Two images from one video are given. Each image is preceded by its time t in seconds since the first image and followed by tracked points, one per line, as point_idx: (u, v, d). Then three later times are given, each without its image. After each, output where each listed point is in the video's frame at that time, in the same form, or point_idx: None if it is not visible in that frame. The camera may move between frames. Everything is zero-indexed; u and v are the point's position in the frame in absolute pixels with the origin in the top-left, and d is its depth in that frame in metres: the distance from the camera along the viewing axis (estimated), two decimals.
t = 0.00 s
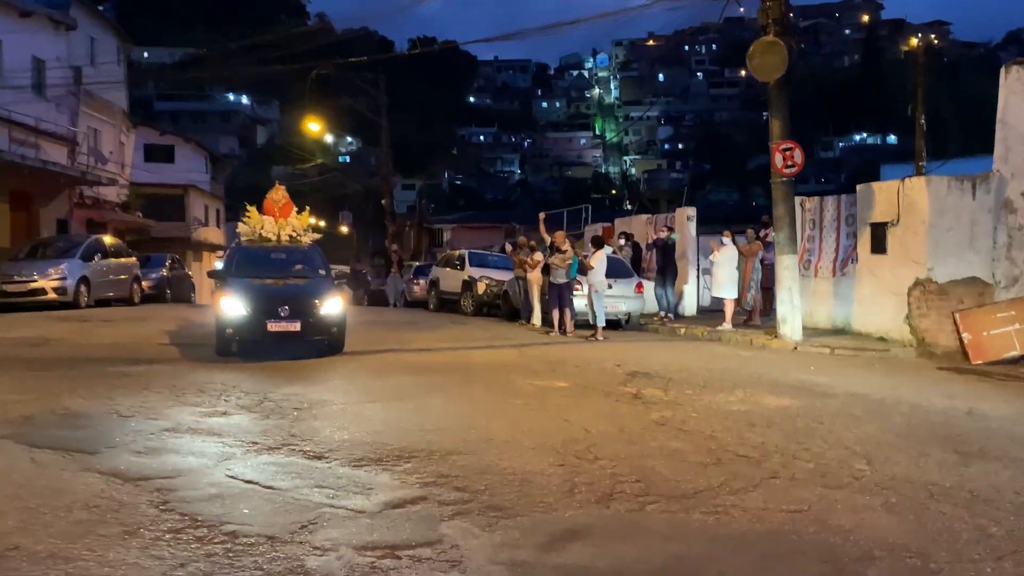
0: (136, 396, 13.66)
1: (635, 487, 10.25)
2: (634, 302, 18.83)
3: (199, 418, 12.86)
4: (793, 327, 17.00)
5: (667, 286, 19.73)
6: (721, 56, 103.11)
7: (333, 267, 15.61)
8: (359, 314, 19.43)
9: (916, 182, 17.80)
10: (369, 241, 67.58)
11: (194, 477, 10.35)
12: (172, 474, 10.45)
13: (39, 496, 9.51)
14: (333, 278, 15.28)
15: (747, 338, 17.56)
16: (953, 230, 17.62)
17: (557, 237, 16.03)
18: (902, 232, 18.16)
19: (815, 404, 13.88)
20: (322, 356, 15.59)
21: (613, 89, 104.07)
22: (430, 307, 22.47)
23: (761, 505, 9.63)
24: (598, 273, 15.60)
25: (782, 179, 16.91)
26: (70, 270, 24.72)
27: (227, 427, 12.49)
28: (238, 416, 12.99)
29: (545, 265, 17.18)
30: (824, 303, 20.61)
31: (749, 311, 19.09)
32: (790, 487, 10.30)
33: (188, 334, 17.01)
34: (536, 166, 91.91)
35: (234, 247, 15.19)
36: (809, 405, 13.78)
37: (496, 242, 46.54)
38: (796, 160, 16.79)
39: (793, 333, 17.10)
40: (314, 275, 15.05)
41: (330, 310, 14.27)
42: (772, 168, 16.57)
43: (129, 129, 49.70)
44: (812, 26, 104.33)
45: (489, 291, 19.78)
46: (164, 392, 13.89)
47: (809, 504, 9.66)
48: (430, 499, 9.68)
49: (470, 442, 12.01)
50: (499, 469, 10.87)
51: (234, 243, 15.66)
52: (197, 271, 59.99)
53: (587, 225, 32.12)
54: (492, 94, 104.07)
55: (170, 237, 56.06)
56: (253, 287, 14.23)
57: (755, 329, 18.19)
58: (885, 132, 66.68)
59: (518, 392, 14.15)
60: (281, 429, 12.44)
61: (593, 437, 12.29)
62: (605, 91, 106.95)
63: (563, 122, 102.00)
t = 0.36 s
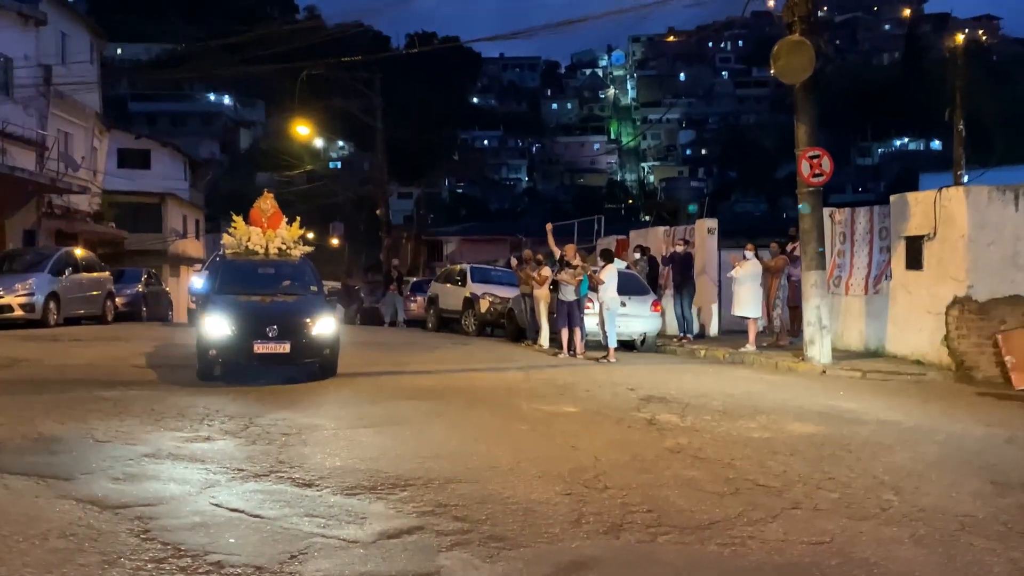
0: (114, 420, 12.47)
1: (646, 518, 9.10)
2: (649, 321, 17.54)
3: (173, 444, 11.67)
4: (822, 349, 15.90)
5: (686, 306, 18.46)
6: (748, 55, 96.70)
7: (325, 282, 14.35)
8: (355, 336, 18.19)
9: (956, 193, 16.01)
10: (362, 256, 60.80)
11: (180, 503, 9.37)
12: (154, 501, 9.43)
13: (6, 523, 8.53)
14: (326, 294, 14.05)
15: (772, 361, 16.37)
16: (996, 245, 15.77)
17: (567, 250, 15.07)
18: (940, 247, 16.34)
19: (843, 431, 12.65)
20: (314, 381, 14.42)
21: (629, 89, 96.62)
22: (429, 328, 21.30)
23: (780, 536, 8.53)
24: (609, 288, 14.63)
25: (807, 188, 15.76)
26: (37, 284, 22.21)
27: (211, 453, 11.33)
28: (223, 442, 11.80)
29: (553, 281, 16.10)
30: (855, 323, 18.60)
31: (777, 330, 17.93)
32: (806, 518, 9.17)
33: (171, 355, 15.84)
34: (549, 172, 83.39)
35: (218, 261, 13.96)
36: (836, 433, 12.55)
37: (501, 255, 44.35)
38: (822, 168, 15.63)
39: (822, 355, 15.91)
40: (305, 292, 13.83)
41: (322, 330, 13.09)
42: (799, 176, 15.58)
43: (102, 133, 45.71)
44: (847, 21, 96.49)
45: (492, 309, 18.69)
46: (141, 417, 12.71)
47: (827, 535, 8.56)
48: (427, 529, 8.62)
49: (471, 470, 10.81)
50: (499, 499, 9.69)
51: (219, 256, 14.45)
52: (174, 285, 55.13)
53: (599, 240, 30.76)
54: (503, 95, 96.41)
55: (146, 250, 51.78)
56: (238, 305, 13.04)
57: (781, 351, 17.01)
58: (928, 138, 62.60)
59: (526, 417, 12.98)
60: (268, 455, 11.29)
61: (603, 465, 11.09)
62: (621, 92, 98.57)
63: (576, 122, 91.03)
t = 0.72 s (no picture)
0: (88, 439, 11.52)
1: (653, 543, 8.20)
2: (661, 337, 16.47)
3: (145, 463, 10.72)
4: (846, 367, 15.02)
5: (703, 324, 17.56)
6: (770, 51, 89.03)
7: (315, 293, 13.40)
8: (347, 352, 17.14)
9: (991, 202, 14.98)
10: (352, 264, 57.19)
11: (163, 523, 8.57)
12: (132, 522, 8.60)
13: None
14: (316, 306, 13.11)
15: (793, 380, 15.44)
16: None
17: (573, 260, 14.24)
18: (973, 259, 15.38)
19: (866, 453, 11.66)
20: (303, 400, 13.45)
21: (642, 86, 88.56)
22: (426, 344, 20.33)
23: (794, 563, 7.65)
24: (616, 299, 13.80)
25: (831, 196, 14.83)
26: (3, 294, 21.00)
27: (193, 473, 10.44)
28: (205, 462, 10.89)
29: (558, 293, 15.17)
30: (882, 339, 17.52)
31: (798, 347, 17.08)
32: (825, 542, 8.27)
33: (150, 372, 14.82)
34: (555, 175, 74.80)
35: (199, 271, 13.01)
36: (860, 455, 11.53)
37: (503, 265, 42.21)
38: (848, 174, 14.70)
39: (846, 373, 15.00)
40: (293, 303, 12.89)
41: (312, 345, 12.18)
42: (820, 182, 14.74)
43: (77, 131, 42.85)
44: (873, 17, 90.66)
45: (494, 323, 17.76)
46: (113, 435, 11.73)
47: (851, 560, 7.71)
48: (423, 554, 7.80)
49: (469, 491, 9.89)
50: (494, 522, 8.79)
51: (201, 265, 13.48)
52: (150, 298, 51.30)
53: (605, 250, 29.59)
54: (505, 93, 90.02)
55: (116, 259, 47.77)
56: (221, 317, 12.13)
57: (803, 369, 16.07)
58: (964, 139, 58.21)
59: (527, 436, 12.04)
60: (254, 475, 10.40)
61: (608, 488, 10.10)
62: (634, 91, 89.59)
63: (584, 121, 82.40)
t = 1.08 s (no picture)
0: (69, 445, 10.92)
1: (658, 554, 7.62)
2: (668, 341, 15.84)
3: (125, 470, 10.11)
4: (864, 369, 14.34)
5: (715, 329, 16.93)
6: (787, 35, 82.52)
7: (307, 295, 12.80)
8: (341, 357, 16.49)
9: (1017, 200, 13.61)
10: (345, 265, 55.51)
11: (150, 532, 8.02)
12: (116, 530, 8.05)
13: None
14: (309, 309, 12.50)
15: (806, 389, 14.86)
16: None
17: (578, 260, 13.76)
18: (996, 262, 13.92)
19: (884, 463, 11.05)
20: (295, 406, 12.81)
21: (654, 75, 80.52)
22: (421, 348, 19.75)
23: None
24: (622, 302, 13.35)
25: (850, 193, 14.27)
26: None
27: (180, 481, 9.83)
28: (192, 468, 10.30)
29: (560, 296, 14.62)
30: (898, 347, 16.02)
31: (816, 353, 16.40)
32: (835, 554, 7.67)
33: (133, 376, 14.17)
34: (557, 172, 72.94)
35: (185, 271, 12.44)
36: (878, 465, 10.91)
37: (502, 265, 40.62)
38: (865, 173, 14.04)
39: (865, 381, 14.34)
40: (285, 305, 12.29)
41: (305, 349, 11.57)
42: (835, 179, 14.15)
43: (55, 122, 40.71)
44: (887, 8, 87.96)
45: (492, 326, 17.33)
46: (92, 440, 11.10)
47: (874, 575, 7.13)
48: (417, 564, 7.25)
49: (466, 499, 9.30)
50: (489, 532, 8.21)
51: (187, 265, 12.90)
52: (130, 297, 48.87)
53: (608, 252, 28.81)
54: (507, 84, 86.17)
55: (99, 256, 46.48)
56: (209, 319, 11.56)
57: (816, 376, 15.50)
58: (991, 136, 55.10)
59: (526, 444, 11.45)
60: (243, 482, 9.82)
61: (611, 497, 9.46)
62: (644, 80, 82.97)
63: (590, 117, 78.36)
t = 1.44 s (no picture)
0: (45, 449, 10.31)
1: (660, 560, 7.13)
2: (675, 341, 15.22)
3: (104, 474, 9.52)
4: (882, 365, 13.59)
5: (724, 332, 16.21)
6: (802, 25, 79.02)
7: (297, 293, 12.24)
8: (332, 359, 15.83)
9: None
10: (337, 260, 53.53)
11: (133, 538, 7.47)
12: (99, 537, 7.50)
13: None
14: (298, 308, 11.95)
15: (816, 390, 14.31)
16: None
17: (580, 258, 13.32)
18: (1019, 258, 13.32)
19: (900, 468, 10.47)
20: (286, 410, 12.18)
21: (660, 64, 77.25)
22: (415, 349, 19.19)
23: None
24: (628, 300, 12.89)
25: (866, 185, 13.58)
26: None
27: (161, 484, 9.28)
28: (178, 472, 9.72)
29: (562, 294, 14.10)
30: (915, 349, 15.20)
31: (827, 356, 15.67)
32: (841, 562, 7.16)
33: (114, 378, 13.54)
34: (561, 165, 70.92)
35: (168, 269, 11.85)
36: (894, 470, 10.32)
37: (502, 263, 39.43)
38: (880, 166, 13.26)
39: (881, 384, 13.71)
40: (273, 303, 11.75)
41: (295, 350, 11.03)
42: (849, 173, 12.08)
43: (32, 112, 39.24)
44: None
45: (490, 326, 16.85)
46: (72, 444, 10.51)
47: None
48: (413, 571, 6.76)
49: (464, 503, 8.73)
50: (484, 536, 7.68)
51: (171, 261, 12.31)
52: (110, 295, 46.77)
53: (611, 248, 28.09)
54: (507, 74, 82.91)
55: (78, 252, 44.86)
56: (193, 319, 11.01)
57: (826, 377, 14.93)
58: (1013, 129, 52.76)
59: (529, 446, 10.83)
60: (230, 486, 9.23)
61: (614, 502, 8.84)
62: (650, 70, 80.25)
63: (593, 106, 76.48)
